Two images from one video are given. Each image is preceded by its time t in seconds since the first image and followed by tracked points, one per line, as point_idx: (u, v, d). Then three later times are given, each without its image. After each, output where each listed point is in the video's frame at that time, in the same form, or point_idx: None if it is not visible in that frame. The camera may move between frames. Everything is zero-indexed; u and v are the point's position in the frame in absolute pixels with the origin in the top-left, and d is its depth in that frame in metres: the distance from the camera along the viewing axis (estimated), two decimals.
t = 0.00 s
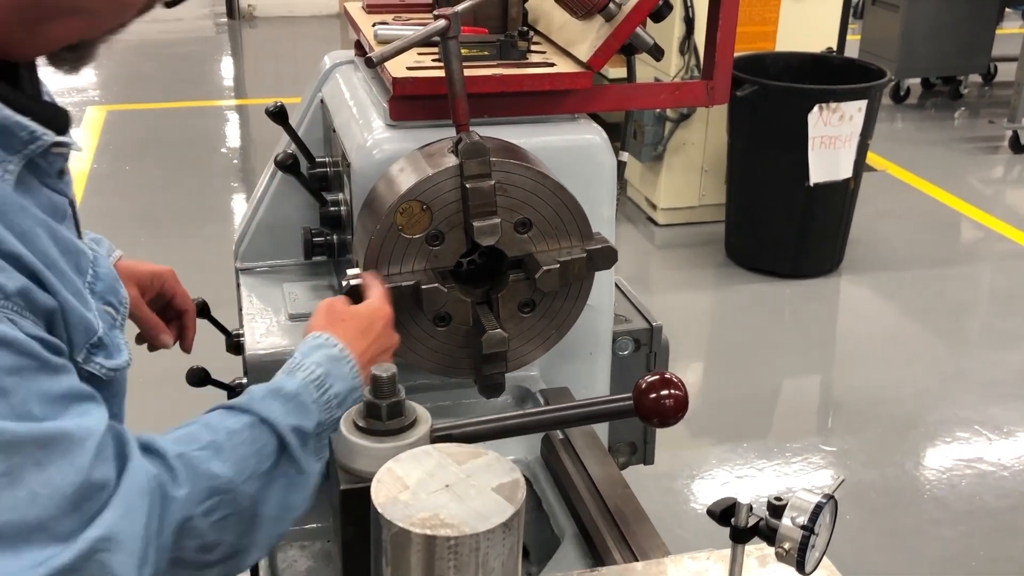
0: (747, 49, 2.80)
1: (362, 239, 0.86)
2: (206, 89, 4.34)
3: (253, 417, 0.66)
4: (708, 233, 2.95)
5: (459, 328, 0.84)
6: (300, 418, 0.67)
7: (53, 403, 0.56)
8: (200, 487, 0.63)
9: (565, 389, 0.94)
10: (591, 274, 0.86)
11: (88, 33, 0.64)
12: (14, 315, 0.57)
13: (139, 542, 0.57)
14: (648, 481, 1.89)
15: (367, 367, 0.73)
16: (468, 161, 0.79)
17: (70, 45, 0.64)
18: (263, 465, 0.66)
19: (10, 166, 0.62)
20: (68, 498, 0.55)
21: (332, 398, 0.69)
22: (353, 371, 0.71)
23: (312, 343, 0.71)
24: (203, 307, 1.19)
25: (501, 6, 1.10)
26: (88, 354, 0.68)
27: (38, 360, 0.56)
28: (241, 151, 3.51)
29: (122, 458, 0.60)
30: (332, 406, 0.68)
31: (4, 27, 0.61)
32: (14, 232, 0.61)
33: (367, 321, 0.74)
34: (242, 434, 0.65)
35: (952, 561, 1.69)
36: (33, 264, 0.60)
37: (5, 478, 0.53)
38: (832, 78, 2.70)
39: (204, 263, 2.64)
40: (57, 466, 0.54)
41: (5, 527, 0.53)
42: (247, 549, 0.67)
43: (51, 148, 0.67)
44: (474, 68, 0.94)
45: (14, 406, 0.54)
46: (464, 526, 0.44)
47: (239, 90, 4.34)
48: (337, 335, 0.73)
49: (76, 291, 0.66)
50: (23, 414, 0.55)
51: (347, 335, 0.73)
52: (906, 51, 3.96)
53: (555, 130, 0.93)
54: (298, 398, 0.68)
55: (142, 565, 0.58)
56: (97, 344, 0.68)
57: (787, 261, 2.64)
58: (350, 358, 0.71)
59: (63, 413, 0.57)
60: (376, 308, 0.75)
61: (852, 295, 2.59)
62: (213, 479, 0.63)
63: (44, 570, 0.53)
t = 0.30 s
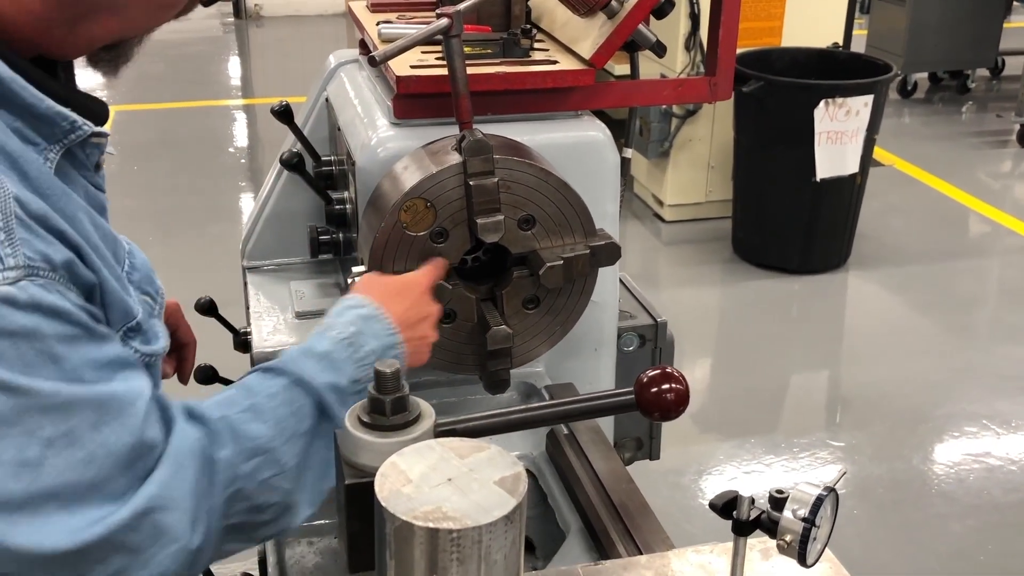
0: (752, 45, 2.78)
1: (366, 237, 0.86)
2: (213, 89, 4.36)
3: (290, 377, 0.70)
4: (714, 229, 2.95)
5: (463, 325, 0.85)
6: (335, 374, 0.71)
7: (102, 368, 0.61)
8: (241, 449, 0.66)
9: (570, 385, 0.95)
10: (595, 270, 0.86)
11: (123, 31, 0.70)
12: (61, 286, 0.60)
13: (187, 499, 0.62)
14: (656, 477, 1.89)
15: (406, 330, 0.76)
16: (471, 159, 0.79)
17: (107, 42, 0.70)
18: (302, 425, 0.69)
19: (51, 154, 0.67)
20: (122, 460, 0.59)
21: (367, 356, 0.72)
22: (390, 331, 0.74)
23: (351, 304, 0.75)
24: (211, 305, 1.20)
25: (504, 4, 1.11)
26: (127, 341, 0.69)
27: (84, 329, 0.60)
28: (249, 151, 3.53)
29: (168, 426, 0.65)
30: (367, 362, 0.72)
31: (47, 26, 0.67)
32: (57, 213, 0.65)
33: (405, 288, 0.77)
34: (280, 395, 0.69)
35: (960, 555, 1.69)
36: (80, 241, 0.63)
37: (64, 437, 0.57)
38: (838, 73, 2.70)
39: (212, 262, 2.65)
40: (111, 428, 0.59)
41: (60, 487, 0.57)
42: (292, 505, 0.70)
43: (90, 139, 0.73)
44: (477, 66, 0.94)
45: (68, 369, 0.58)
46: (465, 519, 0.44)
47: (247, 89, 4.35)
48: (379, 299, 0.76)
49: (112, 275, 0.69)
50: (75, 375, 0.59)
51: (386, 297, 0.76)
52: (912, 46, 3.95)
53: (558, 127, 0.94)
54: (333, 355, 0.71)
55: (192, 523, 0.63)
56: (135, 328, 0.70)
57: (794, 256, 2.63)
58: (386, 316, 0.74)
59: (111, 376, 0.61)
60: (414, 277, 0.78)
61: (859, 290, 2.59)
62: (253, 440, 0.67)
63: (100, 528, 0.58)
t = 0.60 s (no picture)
0: (758, 39, 2.77)
1: (368, 234, 0.86)
2: (218, 86, 4.36)
3: (280, 364, 0.71)
4: (720, 225, 2.94)
5: (466, 322, 0.84)
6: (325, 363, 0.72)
7: (95, 366, 0.62)
8: (232, 439, 0.68)
9: (574, 381, 0.94)
10: (599, 266, 0.86)
11: (133, 27, 0.70)
12: (56, 283, 0.62)
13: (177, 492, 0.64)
14: (661, 473, 1.89)
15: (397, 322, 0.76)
16: (474, 155, 0.78)
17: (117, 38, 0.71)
18: (290, 413, 0.71)
19: (53, 152, 0.68)
20: (112, 454, 0.61)
21: (358, 343, 0.74)
22: (381, 318, 0.75)
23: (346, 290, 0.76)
24: (214, 302, 1.20)
25: None
26: (123, 335, 0.73)
27: (75, 325, 0.62)
28: (253, 148, 3.53)
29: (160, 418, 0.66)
30: (357, 350, 0.73)
31: (54, 22, 0.67)
32: (57, 212, 0.66)
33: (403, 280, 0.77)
34: (270, 383, 0.70)
35: (968, 551, 1.68)
36: (75, 239, 0.65)
37: (54, 432, 0.59)
38: (844, 67, 2.68)
39: (217, 259, 2.65)
40: (102, 424, 0.60)
41: (52, 479, 0.59)
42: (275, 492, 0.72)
43: (92, 137, 0.73)
44: (479, 61, 0.94)
45: (62, 365, 0.60)
46: (467, 517, 0.44)
47: (251, 86, 4.35)
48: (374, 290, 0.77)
49: (111, 275, 0.71)
50: (67, 372, 0.60)
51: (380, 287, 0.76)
52: (919, 40, 3.93)
53: (561, 122, 0.93)
54: (322, 342, 0.73)
55: (182, 515, 0.65)
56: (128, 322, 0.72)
57: (800, 251, 2.62)
58: (377, 304, 0.75)
59: (104, 374, 0.63)
60: (412, 267, 0.78)
61: (865, 285, 2.58)
62: (244, 429, 0.68)
63: (89, 520, 0.60)
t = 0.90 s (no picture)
0: (764, 34, 2.76)
1: (373, 233, 0.85)
2: (222, 83, 4.36)
3: (292, 369, 0.68)
4: (725, 221, 2.94)
5: (472, 320, 0.84)
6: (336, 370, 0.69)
7: (99, 361, 0.60)
8: (241, 441, 0.65)
9: (580, 379, 0.94)
10: (606, 263, 0.85)
11: (137, 19, 0.70)
12: (59, 277, 0.60)
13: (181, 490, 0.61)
14: (667, 470, 1.89)
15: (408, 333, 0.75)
16: (479, 152, 0.78)
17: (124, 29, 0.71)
18: (302, 418, 0.67)
19: (54, 144, 0.67)
20: (113, 451, 0.59)
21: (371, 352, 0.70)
22: (394, 327, 0.71)
23: (359, 297, 0.72)
24: (219, 300, 1.19)
25: None
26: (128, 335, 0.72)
27: (82, 322, 0.60)
28: (258, 145, 3.52)
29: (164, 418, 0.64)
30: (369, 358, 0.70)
31: (58, 12, 0.67)
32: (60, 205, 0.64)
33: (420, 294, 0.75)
34: (281, 387, 0.67)
35: (974, 548, 1.67)
36: (79, 233, 0.63)
37: (56, 429, 0.56)
38: (850, 63, 2.67)
39: (222, 256, 2.66)
40: (104, 421, 0.58)
41: (53, 478, 0.57)
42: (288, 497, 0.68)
43: (95, 132, 0.73)
44: (485, 58, 0.93)
45: (64, 361, 0.58)
46: (475, 517, 0.44)
47: (255, 83, 4.35)
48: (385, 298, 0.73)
49: (114, 270, 0.69)
50: (71, 367, 0.59)
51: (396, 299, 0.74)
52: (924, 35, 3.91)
53: (567, 119, 0.93)
54: (333, 350, 0.69)
55: (185, 515, 0.61)
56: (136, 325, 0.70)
57: (806, 248, 2.61)
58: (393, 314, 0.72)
59: (108, 369, 0.61)
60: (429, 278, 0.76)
61: (871, 282, 2.57)
62: (253, 432, 0.65)
63: (91, 520, 0.58)
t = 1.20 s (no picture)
0: (769, 33, 2.76)
1: (380, 233, 0.85)
2: (227, 82, 4.36)
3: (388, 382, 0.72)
4: (730, 220, 2.93)
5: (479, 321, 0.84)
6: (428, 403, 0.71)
7: (145, 337, 0.64)
8: (321, 435, 0.70)
9: (586, 380, 0.94)
10: (612, 264, 0.86)
11: (151, 19, 0.70)
12: (94, 262, 0.64)
13: (239, 464, 0.66)
14: (672, 469, 1.89)
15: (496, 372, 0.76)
16: (486, 152, 0.78)
17: (134, 30, 0.70)
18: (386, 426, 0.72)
19: (75, 141, 0.68)
20: (169, 419, 0.63)
21: (466, 387, 0.72)
22: (491, 367, 0.73)
23: (466, 330, 0.74)
24: (225, 300, 1.19)
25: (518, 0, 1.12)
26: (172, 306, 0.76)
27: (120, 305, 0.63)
28: (263, 144, 3.53)
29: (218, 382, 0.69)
30: (464, 396, 0.71)
31: (69, 15, 0.67)
32: (92, 196, 0.66)
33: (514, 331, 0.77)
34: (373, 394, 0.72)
35: (979, 548, 1.67)
36: (112, 223, 0.66)
37: (108, 404, 0.61)
38: (855, 63, 2.67)
39: (227, 256, 2.66)
40: (152, 392, 0.62)
41: (113, 448, 0.61)
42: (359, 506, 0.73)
43: (113, 127, 0.73)
44: (492, 58, 0.93)
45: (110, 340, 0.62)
46: (484, 521, 0.44)
47: (260, 82, 4.35)
48: (483, 329, 0.75)
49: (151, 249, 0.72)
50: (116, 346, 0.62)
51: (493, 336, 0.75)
52: (929, 34, 3.91)
53: (573, 119, 0.93)
54: (432, 378, 0.71)
55: (241, 488, 0.66)
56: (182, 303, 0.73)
57: (811, 247, 2.61)
58: (490, 354, 0.74)
59: (155, 344, 0.64)
60: (527, 319, 0.78)
61: (877, 281, 2.56)
62: (334, 428, 0.70)
63: (152, 485, 0.63)
